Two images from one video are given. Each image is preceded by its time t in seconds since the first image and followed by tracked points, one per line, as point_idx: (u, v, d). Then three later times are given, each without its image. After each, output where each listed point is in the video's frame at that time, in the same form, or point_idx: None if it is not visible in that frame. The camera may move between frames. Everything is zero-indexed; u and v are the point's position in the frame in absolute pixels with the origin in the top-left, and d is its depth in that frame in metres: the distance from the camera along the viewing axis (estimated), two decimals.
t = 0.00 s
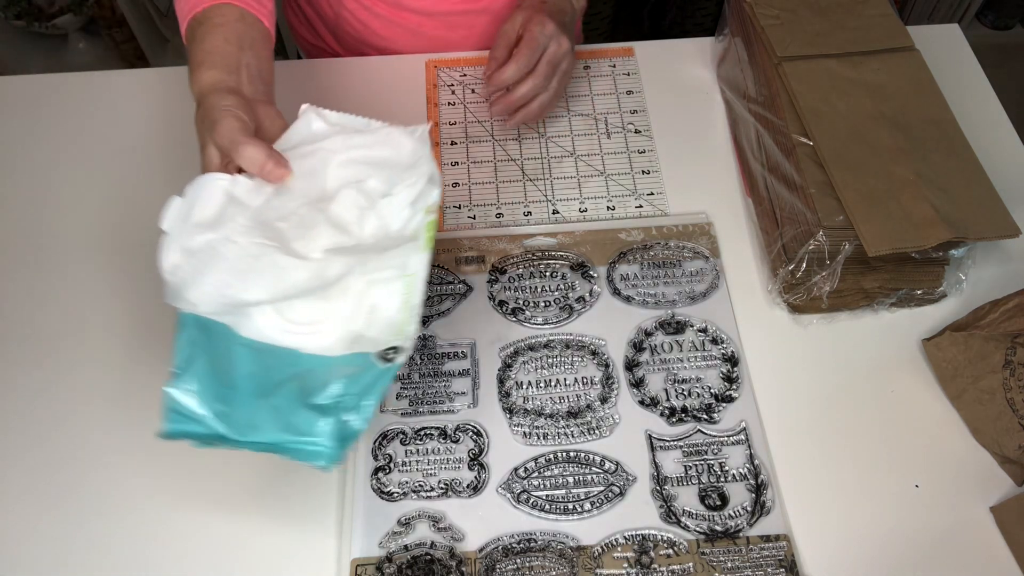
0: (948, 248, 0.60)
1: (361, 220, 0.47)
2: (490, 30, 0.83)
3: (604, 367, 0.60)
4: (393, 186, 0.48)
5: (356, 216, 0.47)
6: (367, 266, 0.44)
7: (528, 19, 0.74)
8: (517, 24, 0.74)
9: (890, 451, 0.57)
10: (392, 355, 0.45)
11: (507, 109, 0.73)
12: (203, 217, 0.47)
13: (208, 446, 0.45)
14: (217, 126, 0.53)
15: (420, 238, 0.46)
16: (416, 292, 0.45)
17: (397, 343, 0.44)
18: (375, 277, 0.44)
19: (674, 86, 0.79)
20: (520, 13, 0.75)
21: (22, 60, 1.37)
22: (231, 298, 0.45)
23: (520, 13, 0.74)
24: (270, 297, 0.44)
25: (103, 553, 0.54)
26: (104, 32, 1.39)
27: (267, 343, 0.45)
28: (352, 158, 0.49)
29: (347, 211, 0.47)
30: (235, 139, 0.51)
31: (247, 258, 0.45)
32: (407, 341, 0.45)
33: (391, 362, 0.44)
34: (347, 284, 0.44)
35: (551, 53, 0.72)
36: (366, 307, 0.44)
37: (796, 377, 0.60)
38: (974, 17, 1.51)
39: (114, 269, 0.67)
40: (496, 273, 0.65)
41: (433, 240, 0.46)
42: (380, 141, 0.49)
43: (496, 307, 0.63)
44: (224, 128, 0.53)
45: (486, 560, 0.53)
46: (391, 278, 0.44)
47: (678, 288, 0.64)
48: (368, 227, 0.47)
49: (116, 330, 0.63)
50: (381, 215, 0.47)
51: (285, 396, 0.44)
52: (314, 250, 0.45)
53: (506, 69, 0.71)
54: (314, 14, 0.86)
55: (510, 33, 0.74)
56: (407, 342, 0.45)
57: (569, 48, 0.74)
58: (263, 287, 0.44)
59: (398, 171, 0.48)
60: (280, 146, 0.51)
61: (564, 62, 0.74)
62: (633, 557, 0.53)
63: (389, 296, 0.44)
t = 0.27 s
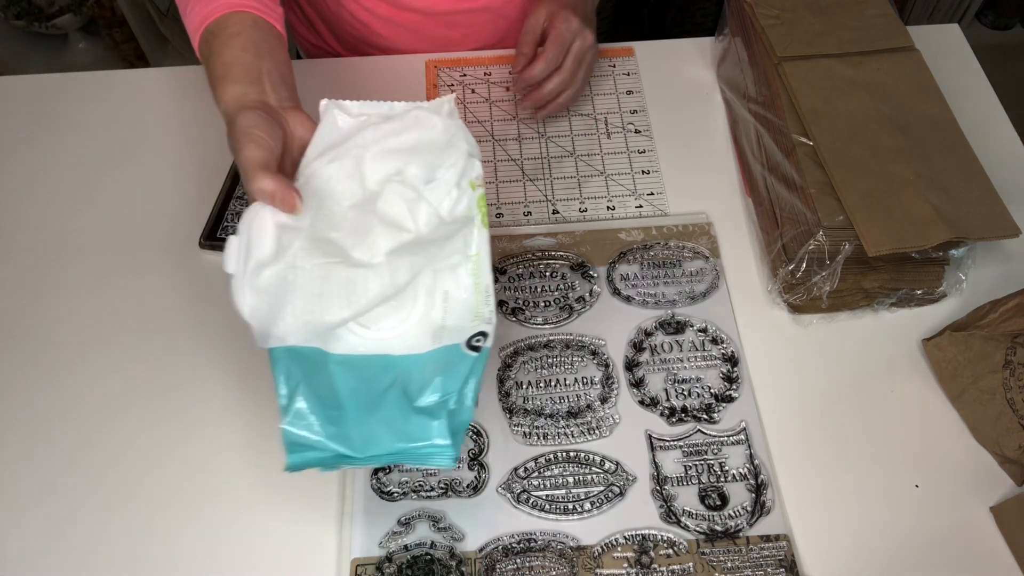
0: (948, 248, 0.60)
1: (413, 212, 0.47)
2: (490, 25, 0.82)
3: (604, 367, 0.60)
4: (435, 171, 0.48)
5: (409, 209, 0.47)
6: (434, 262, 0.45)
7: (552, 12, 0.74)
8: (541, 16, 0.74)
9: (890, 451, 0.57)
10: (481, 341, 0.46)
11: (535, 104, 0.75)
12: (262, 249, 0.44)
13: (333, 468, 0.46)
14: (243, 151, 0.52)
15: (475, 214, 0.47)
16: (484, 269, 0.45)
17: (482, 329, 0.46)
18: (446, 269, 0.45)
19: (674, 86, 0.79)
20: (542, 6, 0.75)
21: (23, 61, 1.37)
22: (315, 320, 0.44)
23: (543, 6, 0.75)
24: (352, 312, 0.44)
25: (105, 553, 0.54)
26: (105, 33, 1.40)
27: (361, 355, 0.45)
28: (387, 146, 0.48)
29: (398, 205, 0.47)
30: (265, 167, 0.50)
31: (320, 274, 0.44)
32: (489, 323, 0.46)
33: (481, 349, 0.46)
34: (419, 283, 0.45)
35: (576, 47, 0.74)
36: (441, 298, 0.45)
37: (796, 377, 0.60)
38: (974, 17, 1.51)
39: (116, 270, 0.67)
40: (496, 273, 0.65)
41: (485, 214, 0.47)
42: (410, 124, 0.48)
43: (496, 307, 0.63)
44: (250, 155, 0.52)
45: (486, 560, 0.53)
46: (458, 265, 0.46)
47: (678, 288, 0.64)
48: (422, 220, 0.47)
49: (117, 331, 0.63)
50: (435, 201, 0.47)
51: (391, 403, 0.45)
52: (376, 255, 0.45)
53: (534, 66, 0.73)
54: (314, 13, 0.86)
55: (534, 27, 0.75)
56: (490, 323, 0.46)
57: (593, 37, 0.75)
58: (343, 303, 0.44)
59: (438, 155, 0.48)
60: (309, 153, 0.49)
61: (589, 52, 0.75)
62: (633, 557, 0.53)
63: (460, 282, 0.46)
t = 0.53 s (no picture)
0: (948, 248, 0.60)
1: (425, 218, 0.51)
2: (491, 26, 0.82)
3: (604, 367, 0.60)
4: (445, 177, 0.51)
5: (420, 215, 0.51)
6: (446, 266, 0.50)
7: (546, 10, 0.75)
8: (536, 15, 0.75)
9: (891, 451, 0.57)
10: (492, 343, 0.50)
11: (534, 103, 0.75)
12: (279, 254, 0.48)
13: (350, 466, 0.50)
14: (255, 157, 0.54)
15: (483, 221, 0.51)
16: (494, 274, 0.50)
17: (493, 331, 0.50)
18: (457, 273, 0.50)
19: (674, 85, 0.79)
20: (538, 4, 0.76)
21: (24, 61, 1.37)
22: (330, 323, 0.47)
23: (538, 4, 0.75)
24: (367, 315, 0.48)
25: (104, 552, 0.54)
26: (105, 33, 1.40)
27: (375, 357, 0.49)
28: (400, 153, 0.52)
29: (408, 211, 0.51)
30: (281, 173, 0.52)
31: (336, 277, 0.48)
32: (499, 326, 0.50)
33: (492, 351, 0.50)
34: (430, 287, 0.50)
35: (573, 44, 0.74)
36: (452, 301, 0.50)
37: (796, 377, 0.60)
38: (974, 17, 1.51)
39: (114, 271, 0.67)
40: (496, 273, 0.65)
41: (494, 219, 0.52)
42: (420, 131, 0.52)
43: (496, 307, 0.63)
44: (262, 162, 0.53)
45: (486, 560, 0.53)
46: (468, 269, 0.50)
47: (678, 288, 0.64)
48: (433, 225, 0.51)
49: (116, 331, 0.63)
50: (446, 208, 0.51)
51: (406, 403, 0.49)
52: (389, 259, 0.49)
53: (531, 63, 0.73)
54: (315, 13, 0.86)
55: (529, 26, 0.75)
56: (500, 326, 0.50)
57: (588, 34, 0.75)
58: (359, 306, 0.47)
59: (447, 162, 0.52)
60: (322, 158, 0.53)
61: (586, 50, 0.76)
62: (633, 557, 0.53)
63: (469, 286, 0.50)
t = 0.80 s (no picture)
0: (948, 248, 0.60)
1: (426, 214, 0.51)
2: (492, 27, 0.82)
3: (604, 367, 0.60)
4: (446, 173, 0.52)
5: (423, 211, 0.51)
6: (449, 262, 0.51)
7: (550, 13, 0.74)
8: (539, 17, 0.74)
9: (891, 451, 0.57)
10: (497, 336, 0.50)
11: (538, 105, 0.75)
12: (284, 252, 0.48)
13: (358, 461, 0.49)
14: (260, 154, 0.54)
15: (485, 216, 0.52)
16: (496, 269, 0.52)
17: (497, 325, 0.51)
18: (460, 269, 0.51)
19: (674, 85, 0.79)
20: (541, 6, 0.75)
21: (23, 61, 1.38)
22: (335, 320, 0.48)
23: (541, 7, 0.75)
24: (372, 311, 0.48)
25: (103, 552, 0.54)
26: (105, 33, 1.40)
27: (380, 353, 0.49)
28: (400, 149, 0.52)
29: (409, 207, 0.51)
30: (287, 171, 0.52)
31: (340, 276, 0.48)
32: (503, 319, 0.51)
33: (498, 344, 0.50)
34: (434, 283, 0.50)
35: (575, 46, 0.74)
36: (455, 296, 0.51)
37: (796, 377, 0.60)
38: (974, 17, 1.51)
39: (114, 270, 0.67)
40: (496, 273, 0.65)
41: (495, 215, 0.53)
42: (420, 128, 0.52)
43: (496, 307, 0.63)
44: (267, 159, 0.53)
45: (486, 560, 0.53)
46: (471, 264, 0.52)
47: (678, 288, 0.64)
48: (435, 221, 0.51)
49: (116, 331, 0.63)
50: (448, 204, 0.52)
51: (413, 397, 0.48)
52: (393, 256, 0.49)
53: (533, 67, 0.73)
54: (315, 14, 0.86)
55: (531, 29, 0.74)
56: (504, 320, 0.51)
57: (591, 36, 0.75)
58: (363, 303, 0.48)
59: (447, 159, 0.52)
60: (323, 156, 0.53)
61: (588, 51, 0.75)
62: (633, 557, 0.53)
63: (472, 281, 0.51)
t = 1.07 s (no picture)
0: (948, 248, 0.60)
1: (433, 194, 0.46)
2: (492, 27, 0.82)
3: (604, 367, 0.60)
4: (440, 149, 0.47)
5: (432, 198, 0.46)
6: (467, 237, 0.46)
7: (546, 11, 0.75)
8: (535, 16, 0.75)
9: (891, 451, 0.57)
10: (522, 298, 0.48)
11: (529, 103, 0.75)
12: (312, 256, 0.45)
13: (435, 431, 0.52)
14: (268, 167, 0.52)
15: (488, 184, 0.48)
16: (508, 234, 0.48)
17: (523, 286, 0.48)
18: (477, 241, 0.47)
19: (674, 85, 0.79)
20: (537, 5, 0.75)
21: (23, 61, 1.38)
22: (368, 313, 0.45)
23: (537, 5, 0.75)
24: (402, 298, 0.45)
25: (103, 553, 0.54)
26: (105, 33, 1.40)
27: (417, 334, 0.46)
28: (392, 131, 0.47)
29: (418, 195, 0.46)
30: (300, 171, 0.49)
31: (369, 287, 0.45)
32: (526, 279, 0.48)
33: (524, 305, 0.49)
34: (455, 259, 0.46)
35: (570, 44, 0.74)
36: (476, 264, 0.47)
37: (796, 377, 0.60)
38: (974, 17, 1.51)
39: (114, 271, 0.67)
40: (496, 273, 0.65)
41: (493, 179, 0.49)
42: (403, 107, 0.48)
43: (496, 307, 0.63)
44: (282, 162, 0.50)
45: (486, 560, 0.53)
46: (484, 232, 0.47)
47: (678, 288, 0.64)
48: (443, 199, 0.47)
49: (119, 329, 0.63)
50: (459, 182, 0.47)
51: (462, 368, 0.49)
52: (411, 241, 0.45)
53: (527, 65, 0.72)
54: (316, 13, 0.86)
55: (527, 27, 0.75)
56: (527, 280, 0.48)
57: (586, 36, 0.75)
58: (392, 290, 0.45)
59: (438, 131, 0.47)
60: (314, 155, 0.48)
61: (584, 51, 0.76)
62: (633, 557, 0.53)
63: (489, 249, 0.47)
